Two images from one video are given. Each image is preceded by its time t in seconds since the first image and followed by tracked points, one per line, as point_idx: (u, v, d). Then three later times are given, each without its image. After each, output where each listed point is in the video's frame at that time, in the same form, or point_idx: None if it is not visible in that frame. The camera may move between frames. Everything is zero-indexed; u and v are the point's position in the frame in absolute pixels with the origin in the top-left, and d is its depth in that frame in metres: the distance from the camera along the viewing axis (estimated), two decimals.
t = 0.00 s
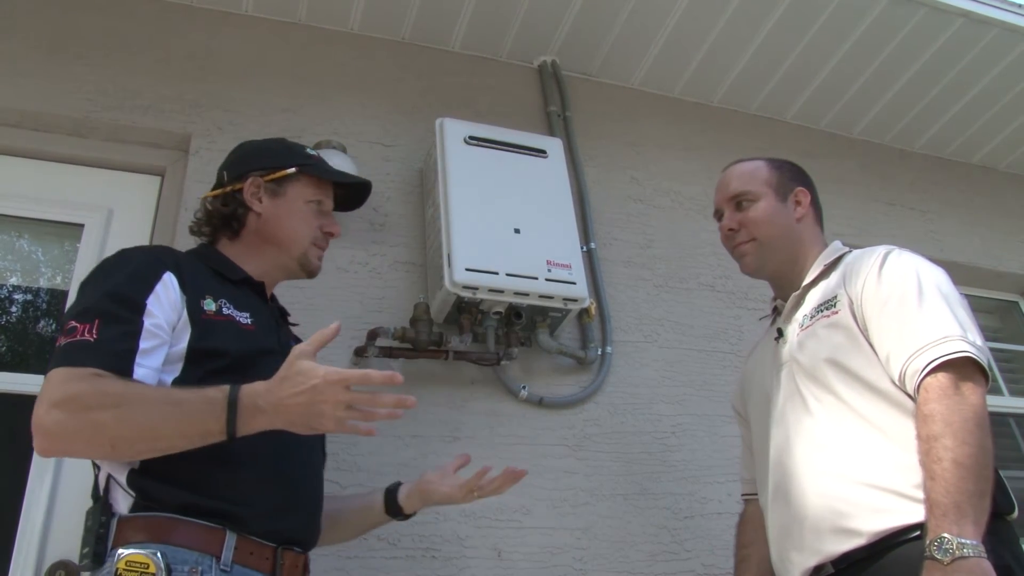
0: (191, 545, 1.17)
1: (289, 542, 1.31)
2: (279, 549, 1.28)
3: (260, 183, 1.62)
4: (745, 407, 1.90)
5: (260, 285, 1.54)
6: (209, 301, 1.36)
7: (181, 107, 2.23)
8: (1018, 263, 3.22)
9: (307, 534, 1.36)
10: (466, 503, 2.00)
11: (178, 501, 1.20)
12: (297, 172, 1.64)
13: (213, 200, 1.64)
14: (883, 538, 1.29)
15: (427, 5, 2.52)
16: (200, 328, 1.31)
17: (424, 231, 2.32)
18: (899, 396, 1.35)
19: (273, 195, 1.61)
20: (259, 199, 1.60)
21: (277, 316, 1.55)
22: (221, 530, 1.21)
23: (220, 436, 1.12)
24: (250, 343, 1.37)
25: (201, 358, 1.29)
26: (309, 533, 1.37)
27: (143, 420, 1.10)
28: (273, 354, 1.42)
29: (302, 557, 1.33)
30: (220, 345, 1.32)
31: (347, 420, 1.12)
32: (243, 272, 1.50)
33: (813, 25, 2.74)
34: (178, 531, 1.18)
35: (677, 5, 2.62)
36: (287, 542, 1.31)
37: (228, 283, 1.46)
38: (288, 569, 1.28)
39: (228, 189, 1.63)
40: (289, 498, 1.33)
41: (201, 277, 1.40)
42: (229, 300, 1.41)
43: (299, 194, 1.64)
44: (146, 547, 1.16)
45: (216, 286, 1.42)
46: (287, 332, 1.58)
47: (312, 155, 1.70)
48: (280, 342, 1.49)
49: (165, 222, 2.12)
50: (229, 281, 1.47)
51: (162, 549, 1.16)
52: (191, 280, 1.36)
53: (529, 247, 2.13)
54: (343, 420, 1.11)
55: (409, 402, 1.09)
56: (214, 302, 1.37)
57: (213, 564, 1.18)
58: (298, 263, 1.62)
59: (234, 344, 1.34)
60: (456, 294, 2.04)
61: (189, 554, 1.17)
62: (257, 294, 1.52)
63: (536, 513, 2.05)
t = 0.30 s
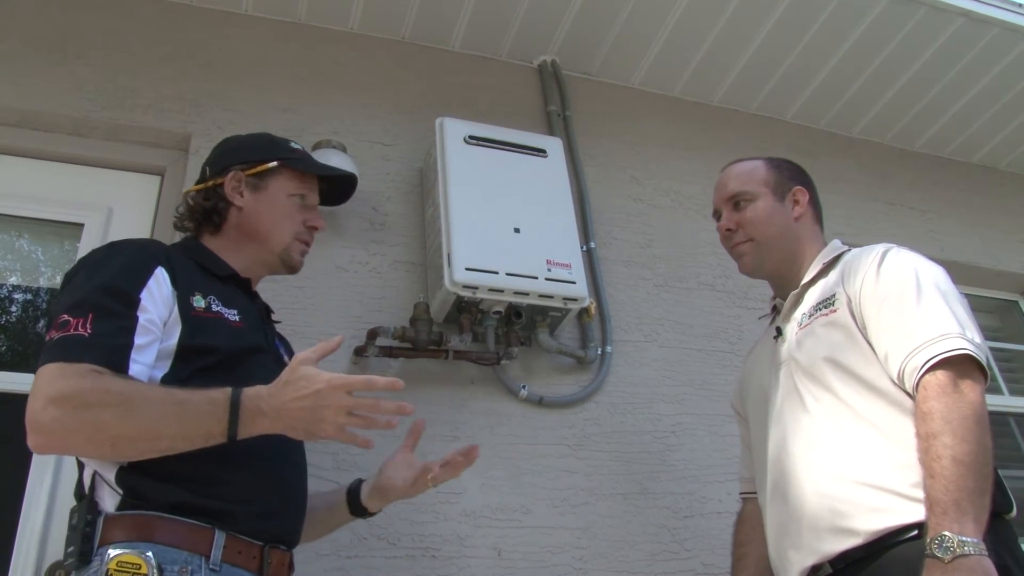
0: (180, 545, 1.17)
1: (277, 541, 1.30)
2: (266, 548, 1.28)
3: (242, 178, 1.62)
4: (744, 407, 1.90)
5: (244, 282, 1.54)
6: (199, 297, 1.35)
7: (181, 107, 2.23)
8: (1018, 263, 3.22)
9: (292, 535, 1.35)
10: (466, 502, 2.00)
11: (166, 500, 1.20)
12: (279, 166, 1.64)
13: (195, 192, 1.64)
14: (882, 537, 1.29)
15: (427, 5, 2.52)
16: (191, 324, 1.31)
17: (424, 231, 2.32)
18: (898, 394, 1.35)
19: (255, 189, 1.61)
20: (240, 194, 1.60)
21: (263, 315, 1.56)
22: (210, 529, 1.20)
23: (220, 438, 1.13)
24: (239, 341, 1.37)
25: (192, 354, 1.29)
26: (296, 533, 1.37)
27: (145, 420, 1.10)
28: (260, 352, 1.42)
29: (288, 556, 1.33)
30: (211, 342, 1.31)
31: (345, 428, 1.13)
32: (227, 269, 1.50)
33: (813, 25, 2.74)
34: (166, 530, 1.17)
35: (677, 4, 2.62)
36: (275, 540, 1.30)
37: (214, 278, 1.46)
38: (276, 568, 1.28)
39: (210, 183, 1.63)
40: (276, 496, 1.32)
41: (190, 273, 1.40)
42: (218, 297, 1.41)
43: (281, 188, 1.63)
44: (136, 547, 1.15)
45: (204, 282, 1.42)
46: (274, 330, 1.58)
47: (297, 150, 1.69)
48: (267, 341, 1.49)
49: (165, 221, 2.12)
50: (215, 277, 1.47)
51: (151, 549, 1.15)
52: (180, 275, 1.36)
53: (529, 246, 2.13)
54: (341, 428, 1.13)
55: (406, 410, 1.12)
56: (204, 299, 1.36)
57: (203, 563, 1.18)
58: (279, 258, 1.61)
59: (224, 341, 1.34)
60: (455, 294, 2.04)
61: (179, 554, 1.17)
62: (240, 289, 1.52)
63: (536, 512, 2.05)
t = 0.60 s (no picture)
0: (171, 544, 1.17)
1: (276, 540, 1.31)
2: (265, 547, 1.28)
3: (228, 183, 1.66)
4: (743, 406, 1.90)
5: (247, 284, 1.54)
6: (191, 301, 1.36)
7: (181, 107, 2.23)
8: (1018, 263, 3.22)
9: (296, 532, 1.35)
10: (466, 502, 2.00)
11: (158, 499, 1.21)
12: (255, 161, 1.65)
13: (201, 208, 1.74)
14: (881, 536, 1.29)
15: (426, 5, 2.52)
16: (181, 329, 1.31)
17: (424, 231, 2.32)
18: (898, 392, 1.35)
19: (238, 191, 1.64)
20: (224, 196, 1.65)
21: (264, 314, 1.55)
22: (203, 529, 1.21)
23: (187, 434, 1.12)
24: (233, 343, 1.36)
25: (182, 358, 1.29)
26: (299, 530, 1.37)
27: (109, 419, 1.09)
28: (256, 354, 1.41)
29: (290, 555, 1.33)
30: (202, 345, 1.31)
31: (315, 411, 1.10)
32: (226, 272, 1.50)
33: (813, 25, 2.74)
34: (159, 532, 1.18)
35: (677, 4, 2.62)
36: (274, 539, 1.31)
37: (213, 282, 1.46)
38: (275, 567, 1.29)
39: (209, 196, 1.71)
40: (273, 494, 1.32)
41: (184, 276, 1.40)
42: (213, 299, 1.41)
43: (261, 183, 1.64)
44: (126, 547, 1.16)
45: (200, 285, 1.42)
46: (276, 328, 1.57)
47: (278, 144, 1.69)
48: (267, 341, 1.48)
49: (164, 221, 2.12)
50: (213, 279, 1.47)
51: (142, 549, 1.16)
52: (172, 280, 1.36)
53: (529, 246, 2.13)
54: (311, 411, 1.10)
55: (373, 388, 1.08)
56: (197, 303, 1.36)
57: (195, 562, 1.18)
58: (264, 252, 1.58)
59: (215, 344, 1.33)
60: (455, 293, 2.04)
61: (171, 553, 1.17)
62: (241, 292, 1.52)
63: (535, 512, 2.05)
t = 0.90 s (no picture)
0: (180, 548, 1.21)
1: (288, 543, 1.33)
2: (277, 550, 1.30)
3: (248, 204, 1.80)
4: (744, 406, 1.90)
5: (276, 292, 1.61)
6: (209, 307, 1.44)
7: (181, 107, 2.23)
8: (1018, 263, 3.22)
9: (311, 534, 1.37)
10: (466, 502, 2.00)
11: (166, 503, 1.25)
12: (261, 177, 1.77)
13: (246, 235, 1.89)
14: (882, 535, 1.29)
15: (427, 5, 2.52)
16: (196, 333, 1.40)
17: (424, 231, 2.32)
18: (899, 392, 1.35)
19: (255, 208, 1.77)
20: (246, 217, 1.79)
21: (287, 320, 1.60)
22: (211, 533, 1.24)
23: (167, 429, 1.14)
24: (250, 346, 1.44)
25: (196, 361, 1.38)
26: (314, 533, 1.38)
27: (99, 418, 1.14)
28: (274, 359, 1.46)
29: (305, 559, 1.35)
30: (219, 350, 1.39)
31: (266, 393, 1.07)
32: (255, 280, 1.58)
33: (813, 25, 2.74)
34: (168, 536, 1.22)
35: (677, 4, 2.62)
36: (287, 543, 1.33)
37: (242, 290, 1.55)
38: (289, 569, 1.31)
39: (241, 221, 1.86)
40: (285, 498, 1.33)
41: (206, 283, 1.50)
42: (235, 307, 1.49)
43: (267, 195, 1.74)
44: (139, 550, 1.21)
45: (225, 295, 1.51)
46: (298, 334, 1.61)
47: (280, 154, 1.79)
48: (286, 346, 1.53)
49: (164, 221, 2.12)
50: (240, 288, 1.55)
51: (154, 552, 1.20)
52: (193, 289, 1.45)
53: (529, 246, 2.13)
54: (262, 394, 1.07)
55: (297, 356, 1.03)
56: (216, 309, 1.45)
57: (205, 565, 1.21)
58: (273, 259, 1.65)
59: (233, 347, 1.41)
60: (455, 293, 2.04)
61: (181, 557, 1.21)
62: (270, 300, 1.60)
63: (535, 512, 2.05)
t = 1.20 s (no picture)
0: (192, 553, 1.21)
1: (302, 552, 1.32)
2: (289, 558, 1.30)
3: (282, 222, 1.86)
4: (745, 406, 1.89)
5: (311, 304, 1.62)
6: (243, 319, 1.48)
7: (181, 107, 2.23)
8: (1017, 263, 3.22)
9: (325, 543, 1.36)
10: (466, 503, 2.00)
11: (181, 507, 1.26)
12: (286, 191, 1.83)
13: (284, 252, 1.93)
14: (883, 536, 1.29)
15: (427, 5, 2.52)
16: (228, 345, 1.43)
17: (425, 232, 2.32)
18: (900, 393, 1.35)
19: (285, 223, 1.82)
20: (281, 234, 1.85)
21: (323, 331, 1.60)
22: (224, 538, 1.24)
23: (177, 442, 1.17)
24: (276, 359, 1.46)
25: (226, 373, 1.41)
26: (329, 543, 1.37)
27: (120, 426, 1.20)
28: (298, 371, 1.47)
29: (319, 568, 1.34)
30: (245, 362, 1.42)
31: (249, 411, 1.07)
32: (291, 293, 1.61)
33: (813, 25, 2.74)
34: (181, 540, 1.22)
35: (677, 4, 2.63)
36: (300, 552, 1.33)
37: (278, 304, 1.58)
38: None
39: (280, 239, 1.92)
40: (297, 507, 1.33)
41: (246, 296, 1.54)
42: (266, 319, 1.52)
43: (294, 208, 1.80)
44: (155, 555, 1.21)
45: (258, 307, 1.54)
46: (337, 345, 1.61)
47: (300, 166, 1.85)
48: (321, 357, 1.54)
49: (165, 222, 2.12)
50: (278, 302, 1.59)
51: (163, 555, 1.20)
52: (226, 303, 1.50)
53: (529, 246, 2.13)
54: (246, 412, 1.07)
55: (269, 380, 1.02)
56: (247, 321, 1.49)
57: (215, 570, 1.21)
58: (305, 266, 1.69)
59: (258, 359, 1.43)
60: (455, 294, 2.04)
61: (191, 561, 1.21)
62: (305, 313, 1.61)
63: (536, 513, 2.05)
